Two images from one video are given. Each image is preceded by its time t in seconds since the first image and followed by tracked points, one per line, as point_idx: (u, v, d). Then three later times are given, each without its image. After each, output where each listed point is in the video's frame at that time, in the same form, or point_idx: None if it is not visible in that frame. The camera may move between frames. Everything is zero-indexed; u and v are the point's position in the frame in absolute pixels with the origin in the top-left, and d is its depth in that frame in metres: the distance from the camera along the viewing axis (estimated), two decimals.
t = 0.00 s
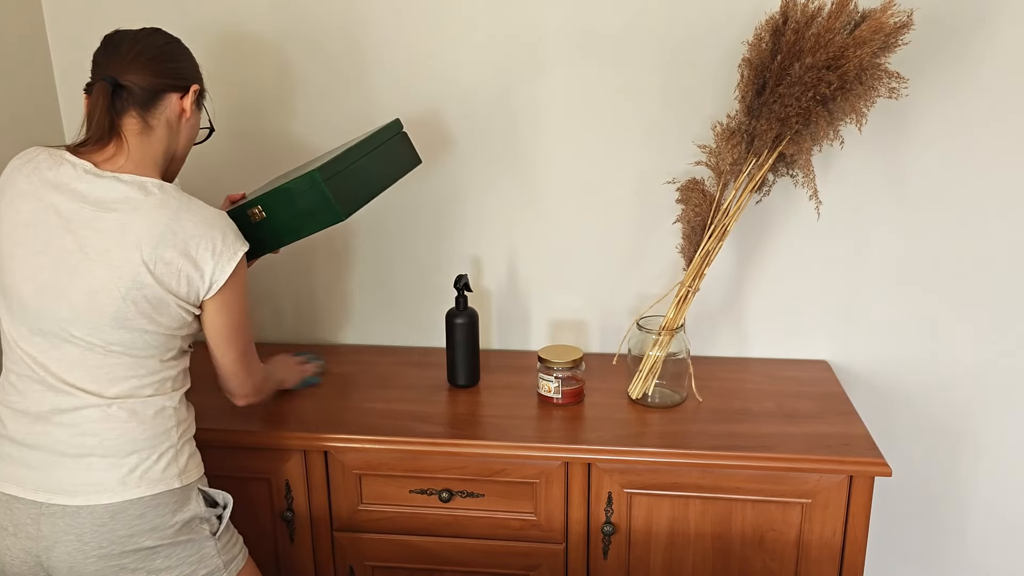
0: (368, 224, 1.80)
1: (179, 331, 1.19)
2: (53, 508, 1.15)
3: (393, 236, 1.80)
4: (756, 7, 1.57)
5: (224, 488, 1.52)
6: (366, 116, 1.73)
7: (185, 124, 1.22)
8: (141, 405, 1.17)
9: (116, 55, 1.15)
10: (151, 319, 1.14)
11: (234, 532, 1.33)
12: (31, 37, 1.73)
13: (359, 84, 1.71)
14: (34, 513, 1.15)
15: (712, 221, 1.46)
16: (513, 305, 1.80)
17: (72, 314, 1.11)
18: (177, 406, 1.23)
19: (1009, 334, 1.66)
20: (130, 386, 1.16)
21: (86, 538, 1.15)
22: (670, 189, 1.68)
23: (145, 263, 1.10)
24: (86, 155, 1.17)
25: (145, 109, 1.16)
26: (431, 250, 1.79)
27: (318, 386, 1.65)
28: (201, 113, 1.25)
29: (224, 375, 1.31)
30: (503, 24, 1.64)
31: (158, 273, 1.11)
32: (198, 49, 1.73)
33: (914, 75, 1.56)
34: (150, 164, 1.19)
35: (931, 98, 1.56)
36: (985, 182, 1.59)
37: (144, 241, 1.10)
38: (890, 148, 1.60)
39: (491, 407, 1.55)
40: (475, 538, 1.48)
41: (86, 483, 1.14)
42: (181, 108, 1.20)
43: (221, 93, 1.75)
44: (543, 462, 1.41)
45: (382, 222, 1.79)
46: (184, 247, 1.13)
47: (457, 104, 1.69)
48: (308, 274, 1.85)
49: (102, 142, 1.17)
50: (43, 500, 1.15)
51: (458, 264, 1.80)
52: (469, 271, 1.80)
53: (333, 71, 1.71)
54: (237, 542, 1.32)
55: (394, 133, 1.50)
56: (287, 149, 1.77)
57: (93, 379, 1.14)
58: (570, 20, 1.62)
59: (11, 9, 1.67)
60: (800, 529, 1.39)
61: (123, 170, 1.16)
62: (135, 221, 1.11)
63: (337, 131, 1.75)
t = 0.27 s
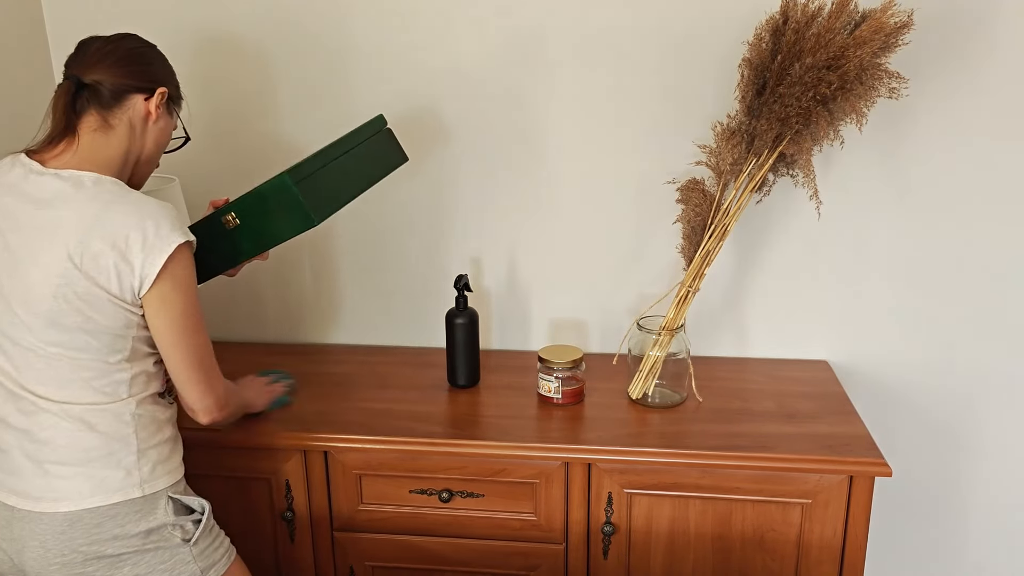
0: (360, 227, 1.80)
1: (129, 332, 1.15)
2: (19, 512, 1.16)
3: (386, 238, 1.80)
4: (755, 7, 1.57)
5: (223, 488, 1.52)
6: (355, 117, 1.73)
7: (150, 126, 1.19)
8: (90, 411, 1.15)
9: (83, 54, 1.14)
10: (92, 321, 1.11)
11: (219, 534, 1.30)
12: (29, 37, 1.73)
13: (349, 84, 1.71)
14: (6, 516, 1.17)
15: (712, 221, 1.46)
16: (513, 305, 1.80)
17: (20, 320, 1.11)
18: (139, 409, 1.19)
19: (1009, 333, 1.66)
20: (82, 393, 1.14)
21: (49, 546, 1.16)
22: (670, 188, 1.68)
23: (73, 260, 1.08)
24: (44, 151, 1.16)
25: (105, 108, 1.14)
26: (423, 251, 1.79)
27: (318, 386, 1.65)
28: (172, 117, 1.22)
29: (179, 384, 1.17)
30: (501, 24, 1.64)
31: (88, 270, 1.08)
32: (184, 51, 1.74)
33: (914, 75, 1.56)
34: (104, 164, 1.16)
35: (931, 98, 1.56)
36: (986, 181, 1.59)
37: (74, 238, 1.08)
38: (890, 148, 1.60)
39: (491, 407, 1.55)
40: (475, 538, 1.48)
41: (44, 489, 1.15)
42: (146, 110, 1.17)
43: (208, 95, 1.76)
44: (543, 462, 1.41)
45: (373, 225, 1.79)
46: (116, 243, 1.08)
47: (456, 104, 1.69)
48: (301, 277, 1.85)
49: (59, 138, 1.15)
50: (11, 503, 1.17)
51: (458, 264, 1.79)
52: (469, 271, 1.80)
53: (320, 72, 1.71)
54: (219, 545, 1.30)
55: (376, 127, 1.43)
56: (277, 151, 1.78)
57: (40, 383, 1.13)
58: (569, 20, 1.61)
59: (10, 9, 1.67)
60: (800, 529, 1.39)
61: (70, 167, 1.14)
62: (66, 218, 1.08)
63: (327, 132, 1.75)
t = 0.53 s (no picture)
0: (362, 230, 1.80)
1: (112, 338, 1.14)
2: (10, 518, 1.17)
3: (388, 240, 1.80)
4: (755, 7, 1.57)
5: (223, 488, 1.52)
6: (354, 120, 1.73)
7: (148, 128, 1.17)
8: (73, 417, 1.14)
9: (84, 55, 1.15)
10: (75, 328, 1.10)
11: (212, 532, 1.31)
12: (29, 38, 1.73)
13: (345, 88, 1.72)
14: None
15: (712, 221, 1.46)
16: (514, 305, 1.81)
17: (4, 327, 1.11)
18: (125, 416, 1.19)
19: (1008, 334, 1.66)
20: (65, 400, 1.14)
21: (40, 552, 1.16)
22: (670, 189, 1.68)
23: (50, 268, 1.07)
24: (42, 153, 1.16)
25: (100, 109, 1.14)
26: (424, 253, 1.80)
27: (318, 386, 1.65)
28: (174, 120, 1.21)
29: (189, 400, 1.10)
30: (502, 24, 1.64)
31: (63, 276, 1.07)
32: (179, 56, 1.74)
33: (914, 75, 1.56)
34: (99, 165, 1.16)
35: (931, 98, 1.56)
36: (986, 181, 1.59)
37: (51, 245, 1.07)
38: (889, 148, 1.60)
39: (490, 407, 1.55)
40: (475, 537, 1.49)
41: (31, 496, 1.15)
42: (144, 112, 1.16)
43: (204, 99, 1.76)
44: (543, 462, 1.41)
45: (376, 227, 1.79)
46: (90, 248, 1.06)
47: (457, 103, 1.69)
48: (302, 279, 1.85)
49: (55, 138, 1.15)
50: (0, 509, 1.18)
51: (458, 264, 1.80)
52: (469, 271, 1.80)
53: (317, 74, 1.72)
54: (212, 543, 1.30)
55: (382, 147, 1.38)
56: (276, 153, 1.78)
57: (24, 390, 1.13)
58: (569, 20, 1.62)
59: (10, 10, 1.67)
60: (800, 528, 1.39)
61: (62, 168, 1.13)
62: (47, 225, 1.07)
63: (330, 133, 1.75)
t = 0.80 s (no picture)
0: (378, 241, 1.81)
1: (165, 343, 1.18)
2: (32, 512, 1.16)
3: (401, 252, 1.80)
4: (755, 7, 1.57)
5: (224, 488, 1.52)
6: (365, 118, 1.73)
7: (202, 133, 1.20)
8: (115, 418, 1.16)
9: (132, 63, 1.13)
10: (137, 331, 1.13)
11: (224, 528, 1.31)
12: (30, 38, 1.73)
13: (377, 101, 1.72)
14: (15, 517, 1.16)
15: (712, 221, 1.46)
16: (514, 305, 1.80)
17: (54, 321, 1.11)
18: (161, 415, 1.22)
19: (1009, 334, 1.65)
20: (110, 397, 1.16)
21: (62, 547, 1.16)
22: (670, 189, 1.68)
23: (135, 285, 1.09)
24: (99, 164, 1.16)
25: (161, 121, 1.15)
26: (435, 259, 1.80)
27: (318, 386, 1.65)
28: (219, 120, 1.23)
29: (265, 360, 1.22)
30: (503, 24, 1.64)
31: (149, 295, 1.10)
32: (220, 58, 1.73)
33: (914, 75, 1.56)
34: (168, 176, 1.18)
35: (931, 98, 1.56)
36: (986, 181, 1.59)
37: (137, 263, 1.09)
38: (890, 148, 1.60)
39: (491, 407, 1.55)
40: (475, 537, 1.49)
41: (62, 491, 1.15)
42: (198, 118, 1.18)
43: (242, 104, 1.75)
44: (543, 463, 1.41)
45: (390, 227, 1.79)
46: (179, 272, 1.11)
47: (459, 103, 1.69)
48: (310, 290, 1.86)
49: (115, 152, 1.16)
50: (22, 502, 1.16)
51: (458, 264, 1.80)
52: (469, 271, 1.80)
53: (353, 89, 1.72)
54: (226, 540, 1.31)
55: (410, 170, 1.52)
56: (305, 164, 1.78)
57: (75, 390, 1.14)
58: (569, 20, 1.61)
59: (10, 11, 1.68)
60: (800, 529, 1.39)
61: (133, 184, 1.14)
62: (128, 239, 1.09)
63: (341, 131, 1.74)
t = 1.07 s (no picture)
0: (382, 219, 1.79)
1: (195, 314, 1.13)
2: (87, 501, 1.16)
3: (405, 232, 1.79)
4: (755, 7, 1.57)
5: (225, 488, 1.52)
6: (370, 111, 1.72)
7: (197, 112, 1.18)
8: (156, 400, 1.13)
9: (126, 41, 1.12)
10: (159, 303, 1.08)
11: (272, 534, 1.29)
12: (29, 37, 1.73)
13: (377, 83, 1.70)
14: (71, 505, 1.17)
15: (712, 221, 1.46)
16: (514, 304, 1.81)
17: (84, 308, 1.09)
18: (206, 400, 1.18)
19: (1009, 334, 1.66)
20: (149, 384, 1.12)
21: (114, 534, 1.15)
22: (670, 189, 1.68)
23: (135, 245, 1.05)
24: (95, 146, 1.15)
25: (154, 99, 1.13)
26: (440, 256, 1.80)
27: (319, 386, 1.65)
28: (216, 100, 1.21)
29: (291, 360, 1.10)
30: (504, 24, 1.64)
31: (150, 253, 1.05)
32: (216, 39, 1.72)
33: (913, 75, 1.56)
34: (161, 154, 1.15)
35: (931, 99, 1.56)
36: (986, 181, 1.59)
37: (138, 222, 1.05)
38: (890, 148, 1.60)
39: (491, 407, 1.55)
40: (475, 537, 1.49)
41: (113, 479, 1.14)
42: (192, 96, 1.16)
43: (241, 83, 1.73)
44: (543, 462, 1.41)
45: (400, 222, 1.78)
46: (173, 219, 1.05)
47: (460, 101, 1.69)
48: (314, 271, 1.84)
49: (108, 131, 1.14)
50: (79, 492, 1.16)
51: (459, 264, 1.80)
52: (469, 271, 1.80)
53: (352, 69, 1.70)
54: (273, 546, 1.28)
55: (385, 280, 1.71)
56: (305, 144, 1.76)
57: (103, 378, 1.12)
58: (569, 19, 1.62)
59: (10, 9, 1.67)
60: (800, 528, 1.39)
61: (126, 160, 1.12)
62: (127, 203, 1.06)
63: (348, 123, 1.74)
